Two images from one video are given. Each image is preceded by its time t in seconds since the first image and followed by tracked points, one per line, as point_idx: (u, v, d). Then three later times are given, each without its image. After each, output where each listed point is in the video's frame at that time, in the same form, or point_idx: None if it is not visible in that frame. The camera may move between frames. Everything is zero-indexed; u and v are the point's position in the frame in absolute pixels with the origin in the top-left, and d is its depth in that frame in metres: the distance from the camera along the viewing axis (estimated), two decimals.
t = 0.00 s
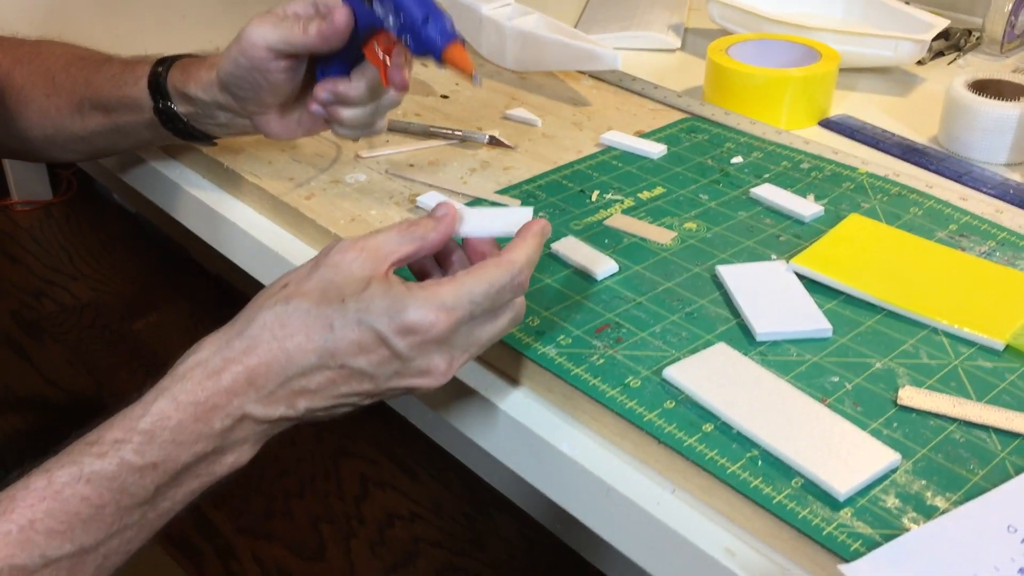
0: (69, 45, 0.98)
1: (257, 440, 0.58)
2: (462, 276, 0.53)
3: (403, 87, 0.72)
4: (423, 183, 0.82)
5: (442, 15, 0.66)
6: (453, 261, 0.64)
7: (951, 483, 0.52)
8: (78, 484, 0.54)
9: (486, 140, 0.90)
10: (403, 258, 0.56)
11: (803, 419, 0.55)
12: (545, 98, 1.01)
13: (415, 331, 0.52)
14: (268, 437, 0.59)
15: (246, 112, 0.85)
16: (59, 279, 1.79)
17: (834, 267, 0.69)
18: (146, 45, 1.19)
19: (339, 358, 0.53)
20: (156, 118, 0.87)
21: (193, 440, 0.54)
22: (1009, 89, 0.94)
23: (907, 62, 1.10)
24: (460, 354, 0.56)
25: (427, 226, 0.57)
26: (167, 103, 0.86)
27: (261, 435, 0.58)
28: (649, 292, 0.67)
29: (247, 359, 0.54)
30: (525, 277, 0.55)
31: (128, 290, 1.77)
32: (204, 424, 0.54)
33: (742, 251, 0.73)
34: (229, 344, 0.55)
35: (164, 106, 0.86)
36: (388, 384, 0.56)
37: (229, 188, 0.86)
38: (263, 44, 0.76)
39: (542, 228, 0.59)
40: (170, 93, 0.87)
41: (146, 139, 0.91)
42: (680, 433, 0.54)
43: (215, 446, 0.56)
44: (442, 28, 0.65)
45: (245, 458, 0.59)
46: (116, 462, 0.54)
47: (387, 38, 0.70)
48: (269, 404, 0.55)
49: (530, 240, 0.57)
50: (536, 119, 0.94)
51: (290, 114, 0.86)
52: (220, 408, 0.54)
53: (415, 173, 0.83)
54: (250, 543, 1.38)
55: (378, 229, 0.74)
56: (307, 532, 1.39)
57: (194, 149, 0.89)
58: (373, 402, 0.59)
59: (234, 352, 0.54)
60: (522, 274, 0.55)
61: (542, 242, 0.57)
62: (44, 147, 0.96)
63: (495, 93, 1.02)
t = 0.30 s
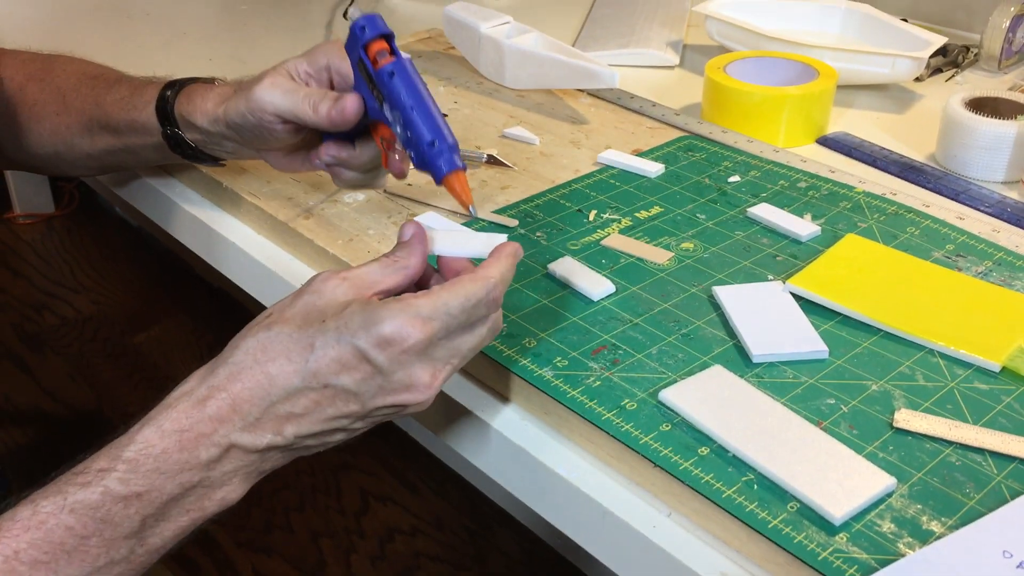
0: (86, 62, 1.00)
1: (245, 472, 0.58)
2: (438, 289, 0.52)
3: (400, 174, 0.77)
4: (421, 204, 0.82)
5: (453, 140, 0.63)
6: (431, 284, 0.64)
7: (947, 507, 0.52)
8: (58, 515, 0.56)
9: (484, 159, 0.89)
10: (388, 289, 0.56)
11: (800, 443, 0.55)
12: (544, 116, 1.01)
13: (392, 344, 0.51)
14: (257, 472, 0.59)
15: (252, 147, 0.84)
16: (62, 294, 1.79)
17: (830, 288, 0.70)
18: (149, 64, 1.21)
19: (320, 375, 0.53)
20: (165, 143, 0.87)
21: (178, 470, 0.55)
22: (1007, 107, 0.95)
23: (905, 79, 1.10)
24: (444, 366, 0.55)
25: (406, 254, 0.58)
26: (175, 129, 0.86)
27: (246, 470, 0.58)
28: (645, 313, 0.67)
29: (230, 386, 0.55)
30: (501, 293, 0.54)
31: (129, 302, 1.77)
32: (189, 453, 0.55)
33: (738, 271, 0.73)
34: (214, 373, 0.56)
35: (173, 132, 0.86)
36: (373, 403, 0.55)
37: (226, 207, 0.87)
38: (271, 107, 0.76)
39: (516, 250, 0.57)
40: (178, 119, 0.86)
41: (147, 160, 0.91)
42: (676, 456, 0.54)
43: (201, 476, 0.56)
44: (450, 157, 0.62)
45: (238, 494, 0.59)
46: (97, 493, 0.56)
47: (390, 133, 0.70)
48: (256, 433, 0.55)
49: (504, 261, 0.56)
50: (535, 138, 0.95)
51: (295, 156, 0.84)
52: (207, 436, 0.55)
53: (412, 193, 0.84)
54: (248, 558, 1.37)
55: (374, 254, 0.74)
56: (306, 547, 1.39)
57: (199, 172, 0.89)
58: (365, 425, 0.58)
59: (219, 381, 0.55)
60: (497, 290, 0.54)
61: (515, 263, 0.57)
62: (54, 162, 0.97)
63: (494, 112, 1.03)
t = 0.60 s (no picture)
0: (93, 79, 1.01)
1: (240, 489, 0.58)
2: (426, 297, 0.53)
3: (399, 199, 0.78)
4: (421, 220, 0.83)
5: (458, 169, 0.64)
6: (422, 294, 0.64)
7: (944, 524, 0.51)
8: (51, 532, 0.56)
9: (482, 173, 0.90)
10: (382, 301, 0.57)
11: (798, 461, 0.55)
12: (542, 130, 1.02)
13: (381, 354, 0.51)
14: (252, 490, 0.59)
15: (258, 165, 0.84)
16: (63, 305, 1.79)
17: (827, 304, 0.70)
18: (150, 78, 1.21)
19: (311, 387, 0.53)
20: (170, 160, 0.88)
21: (170, 485, 0.55)
22: (1004, 119, 0.95)
23: (902, 92, 1.10)
24: (433, 374, 0.55)
25: (398, 268, 0.58)
26: (181, 146, 0.87)
27: (240, 486, 0.58)
28: (643, 329, 0.67)
29: (223, 401, 0.55)
30: (490, 300, 0.55)
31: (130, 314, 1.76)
32: (181, 468, 0.55)
33: (736, 286, 0.73)
34: (206, 388, 0.56)
35: (178, 149, 0.87)
36: (365, 413, 0.54)
37: (224, 222, 0.87)
38: (278, 127, 0.76)
39: (505, 260, 0.58)
40: (184, 136, 0.87)
41: (146, 175, 0.92)
42: (674, 474, 0.54)
43: (194, 492, 0.56)
44: (454, 186, 0.64)
45: (234, 512, 0.59)
46: (90, 510, 0.56)
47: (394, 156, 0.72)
48: (248, 447, 0.55)
49: (494, 269, 0.57)
50: (532, 151, 0.95)
51: (303, 175, 0.84)
52: (199, 451, 0.55)
53: (410, 209, 0.85)
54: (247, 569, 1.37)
55: (373, 269, 0.74)
56: (305, 557, 1.39)
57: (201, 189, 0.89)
58: (360, 439, 0.58)
59: (211, 396, 0.55)
60: (486, 297, 0.54)
61: (505, 271, 0.57)
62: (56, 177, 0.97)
63: (492, 125, 1.03)
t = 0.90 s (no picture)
0: (93, 91, 1.01)
1: (239, 503, 0.58)
2: (426, 311, 0.53)
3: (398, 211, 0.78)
4: (420, 230, 0.83)
5: (462, 185, 0.65)
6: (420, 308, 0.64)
7: (944, 536, 0.51)
8: (50, 547, 0.56)
9: (482, 182, 0.90)
10: (382, 314, 0.57)
11: (798, 473, 0.55)
12: (541, 139, 1.02)
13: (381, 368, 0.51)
14: (252, 504, 0.59)
15: (259, 179, 0.84)
16: (63, 312, 1.78)
17: (826, 313, 0.70)
18: (149, 87, 1.21)
19: (311, 401, 0.53)
20: (171, 173, 0.88)
21: (169, 500, 0.55)
22: (1002, 128, 0.95)
23: (901, 100, 1.10)
24: (434, 388, 0.54)
25: (397, 281, 0.58)
26: (182, 159, 0.87)
27: (240, 501, 0.58)
28: (642, 339, 0.68)
29: (223, 415, 0.55)
30: (490, 314, 0.55)
31: (129, 321, 1.76)
32: (180, 482, 0.55)
33: (735, 296, 0.73)
34: (206, 402, 0.56)
35: (179, 162, 0.87)
36: (365, 426, 0.54)
37: (225, 233, 0.87)
38: (282, 141, 0.76)
39: (504, 275, 0.58)
40: (185, 150, 0.87)
41: (146, 187, 0.92)
42: (674, 486, 0.54)
43: (193, 506, 0.56)
44: (457, 202, 0.64)
45: (233, 526, 0.59)
46: (89, 525, 0.56)
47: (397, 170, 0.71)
48: (247, 461, 0.55)
49: (494, 284, 0.57)
50: (531, 160, 0.95)
51: (304, 188, 0.83)
52: (198, 465, 0.55)
53: (409, 218, 0.85)
54: None
55: (373, 279, 0.74)
56: (305, 565, 1.39)
57: (201, 201, 0.89)
58: (360, 452, 0.58)
59: (211, 410, 0.55)
60: (486, 311, 0.55)
61: (506, 286, 0.57)
62: (57, 188, 0.97)
63: (492, 134, 1.03)
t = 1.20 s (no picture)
0: (102, 98, 1.02)
1: (250, 511, 0.58)
2: (438, 318, 0.53)
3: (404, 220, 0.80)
4: (427, 234, 0.83)
5: (475, 197, 0.65)
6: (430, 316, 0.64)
7: (956, 543, 0.51)
8: (61, 555, 0.56)
9: (489, 186, 0.90)
10: (393, 321, 0.57)
11: (809, 479, 0.55)
12: (547, 143, 1.02)
13: (394, 374, 0.51)
14: (263, 512, 0.59)
15: (269, 189, 0.84)
16: (67, 315, 1.78)
17: (834, 319, 0.70)
18: (156, 91, 1.21)
19: (324, 408, 0.53)
20: (181, 181, 0.88)
21: (180, 508, 0.55)
22: (1009, 133, 0.95)
23: (907, 104, 1.10)
24: (447, 395, 0.55)
25: (408, 289, 0.59)
26: (191, 168, 0.87)
27: (251, 509, 0.58)
28: (651, 345, 0.67)
29: (234, 422, 0.55)
30: (502, 321, 0.55)
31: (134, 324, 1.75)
32: (192, 490, 0.55)
33: (744, 301, 0.73)
34: (218, 409, 0.56)
35: (189, 171, 0.87)
36: (378, 434, 0.54)
37: (234, 239, 0.88)
38: (295, 151, 0.76)
39: (515, 280, 0.59)
40: (195, 159, 0.87)
41: (154, 193, 0.92)
42: (684, 492, 0.54)
43: (204, 514, 0.56)
44: (470, 214, 0.64)
45: (245, 534, 0.59)
46: (100, 533, 0.56)
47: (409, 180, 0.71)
48: (259, 469, 0.55)
49: (505, 291, 0.57)
50: (538, 165, 0.95)
51: (314, 198, 0.84)
52: (210, 473, 0.55)
53: (417, 223, 0.85)
54: None
55: (382, 284, 0.74)
56: (309, 568, 1.39)
57: (210, 208, 0.90)
58: (371, 460, 0.58)
59: (222, 417, 0.55)
60: (498, 318, 0.55)
61: (516, 293, 0.58)
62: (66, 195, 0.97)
63: (498, 138, 1.03)
